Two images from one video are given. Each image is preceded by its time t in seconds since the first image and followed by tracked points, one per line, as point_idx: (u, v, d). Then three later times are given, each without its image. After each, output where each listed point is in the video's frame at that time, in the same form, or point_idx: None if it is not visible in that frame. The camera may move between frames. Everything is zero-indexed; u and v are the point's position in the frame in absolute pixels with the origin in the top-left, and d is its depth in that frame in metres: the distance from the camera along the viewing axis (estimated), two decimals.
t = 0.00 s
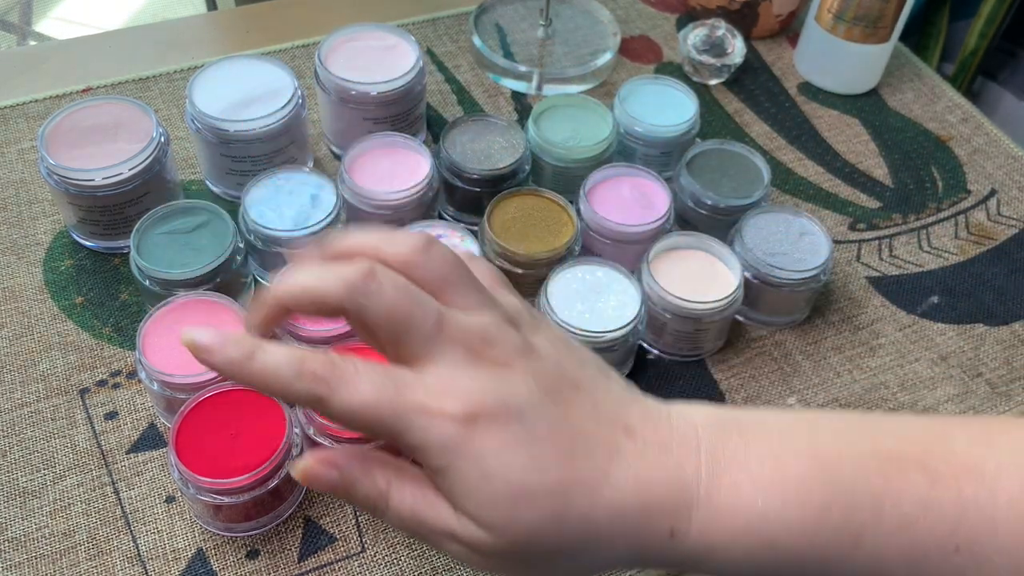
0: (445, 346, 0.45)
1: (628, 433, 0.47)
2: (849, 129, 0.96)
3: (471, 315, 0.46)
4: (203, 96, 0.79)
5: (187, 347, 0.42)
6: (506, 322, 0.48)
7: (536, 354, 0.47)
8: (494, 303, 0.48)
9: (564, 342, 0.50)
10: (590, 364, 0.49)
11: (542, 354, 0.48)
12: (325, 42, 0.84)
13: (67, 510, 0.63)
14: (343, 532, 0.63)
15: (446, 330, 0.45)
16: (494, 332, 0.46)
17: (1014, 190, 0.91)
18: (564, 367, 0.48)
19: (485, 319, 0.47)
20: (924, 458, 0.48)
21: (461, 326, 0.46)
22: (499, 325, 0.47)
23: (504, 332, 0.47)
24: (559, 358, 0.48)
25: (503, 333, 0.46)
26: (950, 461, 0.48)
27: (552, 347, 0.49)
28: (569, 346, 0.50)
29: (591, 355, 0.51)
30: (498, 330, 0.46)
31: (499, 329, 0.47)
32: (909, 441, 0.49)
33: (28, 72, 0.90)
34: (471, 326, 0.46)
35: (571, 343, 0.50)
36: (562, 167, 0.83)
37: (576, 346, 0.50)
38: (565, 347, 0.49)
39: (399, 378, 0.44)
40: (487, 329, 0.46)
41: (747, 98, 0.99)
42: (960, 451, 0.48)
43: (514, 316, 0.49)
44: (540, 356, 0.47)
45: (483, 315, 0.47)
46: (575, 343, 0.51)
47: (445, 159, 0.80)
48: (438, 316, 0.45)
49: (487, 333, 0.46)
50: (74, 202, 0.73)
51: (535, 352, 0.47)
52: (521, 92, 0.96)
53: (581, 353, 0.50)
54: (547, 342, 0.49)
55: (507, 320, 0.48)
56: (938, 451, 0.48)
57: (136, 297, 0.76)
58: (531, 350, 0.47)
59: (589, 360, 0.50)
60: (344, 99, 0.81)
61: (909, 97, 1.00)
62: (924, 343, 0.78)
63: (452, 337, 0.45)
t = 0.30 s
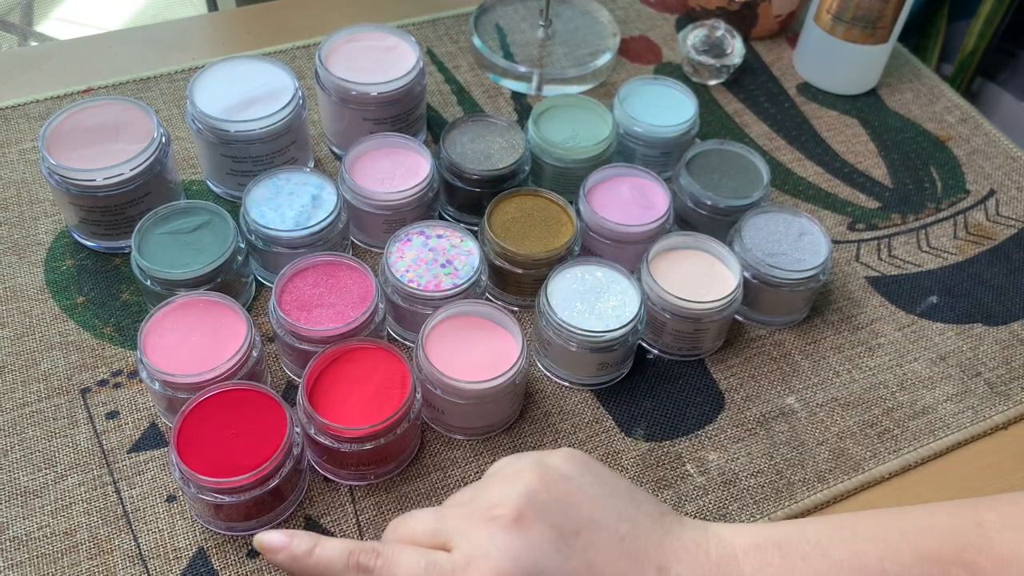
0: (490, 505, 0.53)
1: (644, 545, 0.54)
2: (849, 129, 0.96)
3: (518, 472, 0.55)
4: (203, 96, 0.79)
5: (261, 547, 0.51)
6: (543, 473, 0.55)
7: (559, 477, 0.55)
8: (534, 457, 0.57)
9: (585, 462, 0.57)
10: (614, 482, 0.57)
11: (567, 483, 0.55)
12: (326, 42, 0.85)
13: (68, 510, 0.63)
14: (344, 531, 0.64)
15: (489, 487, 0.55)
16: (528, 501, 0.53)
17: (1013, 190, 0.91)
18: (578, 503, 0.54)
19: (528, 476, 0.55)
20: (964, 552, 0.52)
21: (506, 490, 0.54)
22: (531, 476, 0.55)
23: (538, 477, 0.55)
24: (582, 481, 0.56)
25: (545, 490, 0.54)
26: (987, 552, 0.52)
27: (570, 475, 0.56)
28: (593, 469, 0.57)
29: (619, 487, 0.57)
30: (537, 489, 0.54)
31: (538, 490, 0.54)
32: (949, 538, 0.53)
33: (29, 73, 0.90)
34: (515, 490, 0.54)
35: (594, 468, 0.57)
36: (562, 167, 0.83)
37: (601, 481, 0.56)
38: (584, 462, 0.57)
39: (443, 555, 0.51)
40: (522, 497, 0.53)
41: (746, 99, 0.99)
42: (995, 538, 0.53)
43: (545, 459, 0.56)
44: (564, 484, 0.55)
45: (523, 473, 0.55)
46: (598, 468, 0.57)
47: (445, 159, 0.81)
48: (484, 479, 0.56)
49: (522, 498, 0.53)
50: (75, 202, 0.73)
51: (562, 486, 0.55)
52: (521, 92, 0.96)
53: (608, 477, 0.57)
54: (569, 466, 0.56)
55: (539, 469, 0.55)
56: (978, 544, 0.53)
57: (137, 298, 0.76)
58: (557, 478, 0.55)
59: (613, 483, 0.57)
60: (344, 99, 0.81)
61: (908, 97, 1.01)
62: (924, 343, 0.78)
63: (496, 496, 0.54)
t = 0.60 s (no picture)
0: (460, 504, 0.53)
1: (600, 544, 0.52)
2: (848, 129, 0.96)
3: (493, 473, 0.55)
4: (204, 96, 0.79)
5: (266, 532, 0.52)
6: (513, 472, 0.54)
7: (531, 478, 0.54)
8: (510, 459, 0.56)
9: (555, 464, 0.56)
10: (582, 481, 0.55)
11: (535, 484, 0.54)
12: (326, 42, 0.85)
13: (69, 510, 0.63)
14: (344, 531, 0.64)
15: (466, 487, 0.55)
16: (494, 499, 0.53)
17: (1013, 190, 0.91)
18: (542, 501, 0.53)
19: (500, 477, 0.54)
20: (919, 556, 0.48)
21: (478, 489, 0.54)
22: (503, 477, 0.54)
23: (508, 478, 0.54)
24: (550, 481, 0.54)
25: (513, 490, 0.53)
26: (942, 555, 0.48)
27: (539, 476, 0.54)
28: (565, 471, 0.56)
29: (589, 489, 0.55)
30: (504, 488, 0.53)
31: (507, 491, 0.53)
32: (905, 541, 0.49)
33: (29, 73, 0.90)
34: (487, 489, 0.53)
35: (565, 470, 0.56)
36: (562, 168, 0.83)
37: (571, 482, 0.55)
38: (556, 462, 0.56)
39: (414, 549, 0.52)
40: (490, 497, 0.53)
41: (746, 99, 0.99)
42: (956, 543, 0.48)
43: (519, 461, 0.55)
44: (533, 485, 0.54)
45: (495, 474, 0.55)
46: (568, 470, 0.56)
47: (445, 159, 0.81)
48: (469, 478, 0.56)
49: (489, 497, 0.53)
50: (74, 202, 0.73)
51: (529, 485, 0.54)
52: (521, 92, 0.96)
53: (579, 479, 0.56)
54: (540, 467, 0.55)
55: (510, 470, 0.55)
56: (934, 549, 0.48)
57: (137, 298, 0.76)
58: (528, 479, 0.54)
59: (581, 483, 0.55)
60: (344, 99, 0.81)
61: (908, 97, 1.01)
62: (923, 343, 0.78)
63: (468, 496, 0.54)
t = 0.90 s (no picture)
0: (450, 510, 0.53)
1: (590, 548, 0.52)
2: (848, 129, 0.96)
3: (483, 480, 0.55)
4: (204, 97, 0.79)
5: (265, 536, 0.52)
6: (504, 478, 0.55)
7: (521, 482, 0.54)
8: (500, 465, 0.56)
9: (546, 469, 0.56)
10: (573, 485, 0.55)
11: (525, 488, 0.54)
12: (326, 42, 0.85)
13: (69, 510, 0.63)
14: (344, 531, 0.64)
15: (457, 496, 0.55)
16: (483, 504, 0.53)
17: (1013, 190, 0.91)
18: (532, 504, 0.53)
19: (489, 483, 0.54)
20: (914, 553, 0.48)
21: (468, 496, 0.54)
22: (493, 483, 0.54)
23: (498, 483, 0.54)
24: (541, 485, 0.54)
25: (501, 495, 0.53)
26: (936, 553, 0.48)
27: (529, 480, 0.55)
28: (556, 476, 0.56)
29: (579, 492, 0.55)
30: (494, 494, 0.53)
31: (495, 496, 0.53)
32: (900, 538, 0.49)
33: (29, 73, 0.90)
34: (476, 495, 0.54)
35: (556, 474, 0.56)
36: (562, 168, 0.83)
37: (562, 486, 0.55)
38: (546, 468, 0.56)
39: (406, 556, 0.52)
40: (479, 503, 0.53)
41: (746, 99, 0.99)
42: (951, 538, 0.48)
43: (511, 467, 0.56)
44: (523, 488, 0.54)
45: (486, 481, 0.55)
46: (558, 473, 0.56)
47: (445, 159, 0.81)
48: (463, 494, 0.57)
49: (478, 503, 0.53)
50: (74, 202, 0.73)
51: (519, 489, 0.54)
52: (521, 92, 0.96)
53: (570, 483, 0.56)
54: (531, 472, 0.55)
55: (501, 475, 0.55)
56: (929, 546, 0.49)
57: (137, 298, 0.76)
58: (517, 483, 0.54)
59: (572, 486, 0.55)
60: (344, 99, 0.81)
61: (908, 97, 1.01)
62: (923, 343, 0.78)
63: (457, 502, 0.54)
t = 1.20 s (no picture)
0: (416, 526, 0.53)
1: (554, 558, 0.51)
2: (848, 129, 0.96)
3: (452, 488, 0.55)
4: (204, 97, 0.79)
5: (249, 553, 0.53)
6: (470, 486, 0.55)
7: (487, 490, 0.54)
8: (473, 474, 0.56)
9: (515, 474, 0.55)
10: (543, 489, 0.55)
11: (488, 494, 0.54)
12: (326, 42, 0.85)
13: (69, 510, 0.63)
14: (344, 531, 0.64)
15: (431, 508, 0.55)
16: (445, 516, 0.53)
17: (1013, 190, 0.91)
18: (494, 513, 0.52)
19: (455, 493, 0.54)
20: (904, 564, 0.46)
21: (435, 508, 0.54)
22: (459, 491, 0.54)
23: (461, 492, 0.54)
24: (506, 492, 0.54)
25: (463, 504, 0.53)
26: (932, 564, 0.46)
27: (495, 486, 0.54)
28: (525, 482, 0.55)
29: (548, 497, 0.54)
30: (458, 503, 0.53)
31: (459, 505, 0.53)
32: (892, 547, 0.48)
33: (29, 73, 0.90)
34: (441, 506, 0.54)
35: (524, 479, 0.55)
36: (562, 168, 0.83)
37: (529, 492, 0.54)
38: (515, 473, 0.55)
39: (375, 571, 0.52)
40: (441, 514, 0.53)
41: (746, 99, 0.99)
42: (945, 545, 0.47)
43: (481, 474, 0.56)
44: (486, 495, 0.54)
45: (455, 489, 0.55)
46: (528, 477, 0.55)
47: (445, 159, 0.81)
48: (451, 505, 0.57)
49: (441, 514, 0.53)
50: (74, 202, 0.73)
51: (482, 497, 0.53)
52: (521, 92, 0.96)
53: (542, 488, 0.55)
54: (499, 477, 0.55)
55: (468, 483, 0.55)
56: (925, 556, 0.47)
57: (136, 298, 0.76)
58: (482, 490, 0.54)
59: (541, 492, 0.55)
60: (344, 99, 0.81)
61: (908, 97, 1.01)
62: (923, 343, 0.78)
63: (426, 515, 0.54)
